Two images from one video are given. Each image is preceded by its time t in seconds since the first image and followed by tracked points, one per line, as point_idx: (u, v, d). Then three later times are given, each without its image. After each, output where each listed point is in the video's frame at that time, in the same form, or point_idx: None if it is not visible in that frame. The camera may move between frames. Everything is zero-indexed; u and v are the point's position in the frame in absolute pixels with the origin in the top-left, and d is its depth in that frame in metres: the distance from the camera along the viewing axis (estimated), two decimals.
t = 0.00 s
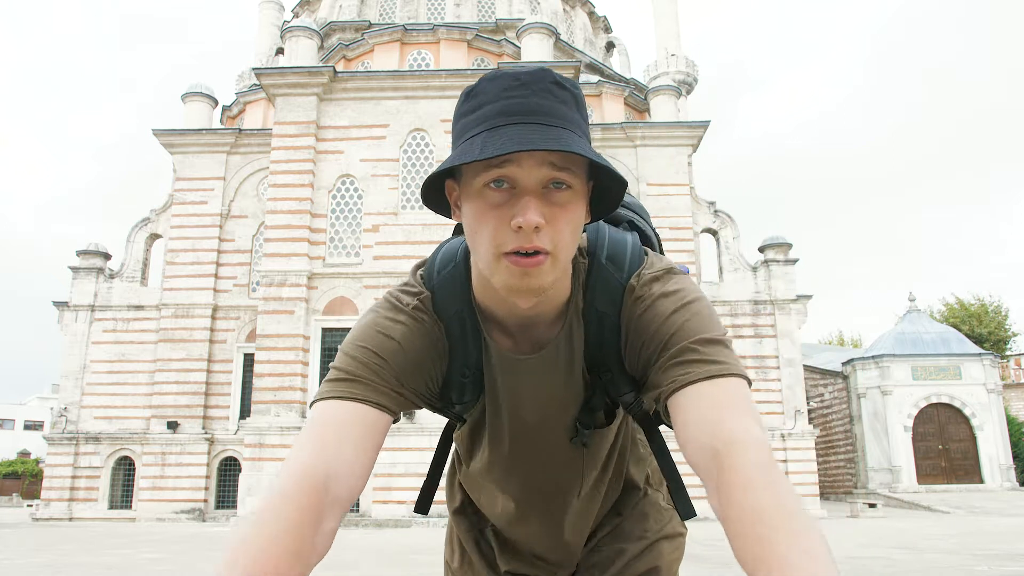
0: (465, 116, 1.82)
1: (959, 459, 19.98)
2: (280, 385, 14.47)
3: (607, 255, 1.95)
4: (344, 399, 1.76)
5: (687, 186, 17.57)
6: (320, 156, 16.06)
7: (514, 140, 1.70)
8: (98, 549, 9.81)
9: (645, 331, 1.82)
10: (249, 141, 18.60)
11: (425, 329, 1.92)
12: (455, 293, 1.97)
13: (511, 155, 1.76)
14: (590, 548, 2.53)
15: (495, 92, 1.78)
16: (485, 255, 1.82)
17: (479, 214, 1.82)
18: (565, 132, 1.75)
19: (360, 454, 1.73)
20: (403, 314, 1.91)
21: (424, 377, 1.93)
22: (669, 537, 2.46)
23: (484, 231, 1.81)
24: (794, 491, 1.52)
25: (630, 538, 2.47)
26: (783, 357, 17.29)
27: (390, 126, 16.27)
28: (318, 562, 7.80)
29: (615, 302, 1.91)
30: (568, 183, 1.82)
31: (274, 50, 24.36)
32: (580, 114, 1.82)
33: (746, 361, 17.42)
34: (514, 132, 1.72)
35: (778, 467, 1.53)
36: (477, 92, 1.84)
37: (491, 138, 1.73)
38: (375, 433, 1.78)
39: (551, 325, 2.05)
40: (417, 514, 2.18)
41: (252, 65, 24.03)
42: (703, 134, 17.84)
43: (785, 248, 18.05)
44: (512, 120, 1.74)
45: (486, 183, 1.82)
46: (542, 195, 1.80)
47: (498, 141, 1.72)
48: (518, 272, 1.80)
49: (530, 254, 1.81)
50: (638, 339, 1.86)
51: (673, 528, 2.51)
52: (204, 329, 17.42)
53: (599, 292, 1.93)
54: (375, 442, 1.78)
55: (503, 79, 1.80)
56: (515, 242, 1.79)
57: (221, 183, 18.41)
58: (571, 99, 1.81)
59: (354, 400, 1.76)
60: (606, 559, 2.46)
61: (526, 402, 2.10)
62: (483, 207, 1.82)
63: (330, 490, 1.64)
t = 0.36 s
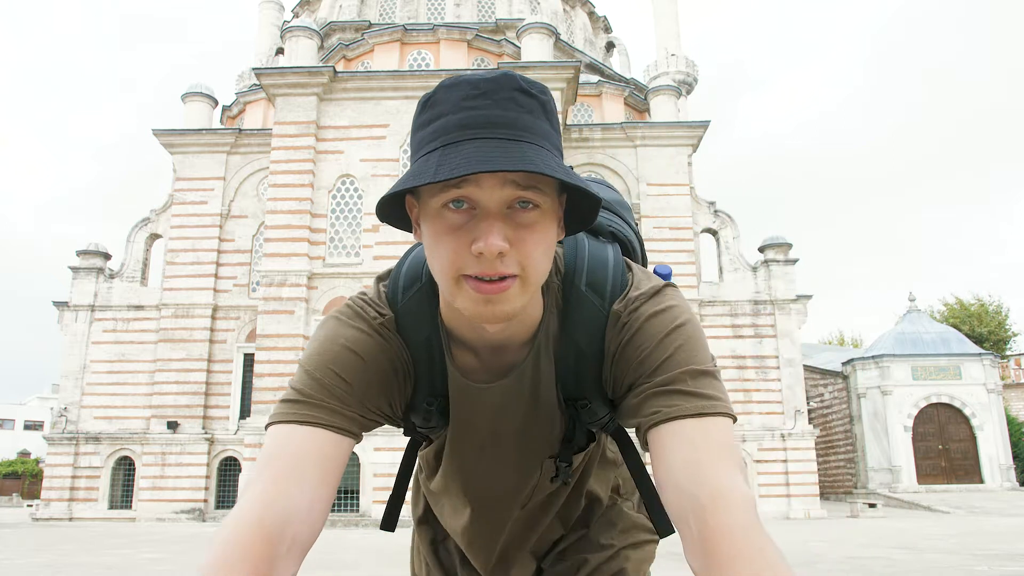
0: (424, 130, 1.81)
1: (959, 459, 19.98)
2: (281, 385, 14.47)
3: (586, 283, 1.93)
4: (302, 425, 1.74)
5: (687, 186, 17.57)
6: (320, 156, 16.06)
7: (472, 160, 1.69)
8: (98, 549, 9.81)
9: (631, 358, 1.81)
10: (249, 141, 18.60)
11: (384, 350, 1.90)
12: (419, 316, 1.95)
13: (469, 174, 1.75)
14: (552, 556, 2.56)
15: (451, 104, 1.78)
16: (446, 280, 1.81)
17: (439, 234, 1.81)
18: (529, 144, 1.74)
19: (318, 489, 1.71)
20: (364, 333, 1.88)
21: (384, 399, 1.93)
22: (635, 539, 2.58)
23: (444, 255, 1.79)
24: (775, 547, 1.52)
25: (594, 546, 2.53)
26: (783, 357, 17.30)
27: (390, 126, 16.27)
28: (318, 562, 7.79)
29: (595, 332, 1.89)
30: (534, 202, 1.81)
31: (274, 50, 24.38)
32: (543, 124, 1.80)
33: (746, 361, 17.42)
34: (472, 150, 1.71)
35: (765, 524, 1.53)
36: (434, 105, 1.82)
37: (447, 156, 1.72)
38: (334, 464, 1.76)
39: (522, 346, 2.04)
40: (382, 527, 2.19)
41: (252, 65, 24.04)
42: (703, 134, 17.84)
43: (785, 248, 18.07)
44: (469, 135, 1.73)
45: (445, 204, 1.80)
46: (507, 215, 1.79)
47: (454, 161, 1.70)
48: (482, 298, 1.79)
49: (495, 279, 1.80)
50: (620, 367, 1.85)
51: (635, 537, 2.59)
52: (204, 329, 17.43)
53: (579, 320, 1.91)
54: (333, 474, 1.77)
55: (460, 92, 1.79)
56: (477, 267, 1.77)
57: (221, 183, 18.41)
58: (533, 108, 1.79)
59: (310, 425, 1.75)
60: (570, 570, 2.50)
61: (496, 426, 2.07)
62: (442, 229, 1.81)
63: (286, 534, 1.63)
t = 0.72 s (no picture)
0: (417, 122, 1.81)
1: (959, 459, 19.98)
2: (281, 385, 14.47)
3: (589, 277, 1.94)
4: (289, 425, 1.75)
5: (687, 186, 17.57)
6: (320, 156, 16.06)
7: (465, 148, 1.69)
8: (98, 549, 9.81)
9: (632, 354, 1.81)
10: (249, 141, 18.61)
11: (372, 346, 1.90)
12: (411, 312, 1.97)
13: (465, 164, 1.75)
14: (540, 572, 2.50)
15: (441, 96, 1.78)
16: (443, 273, 1.81)
17: (435, 227, 1.81)
18: (525, 132, 1.74)
19: (304, 488, 1.71)
20: (350, 330, 1.88)
21: (375, 393, 1.93)
22: (631, 560, 2.48)
23: (442, 249, 1.80)
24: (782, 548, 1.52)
25: (585, 567, 2.43)
26: (783, 357, 17.29)
27: (390, 126, 16.27)
28: (318, 562, 7.79)
29: (598, 329, 1.90)
30: (530, 189, 1.81)
31: (274, 50, 24.38)
32: (537, 112, 1.80)
33: (746, 361, 17.42)
34: (465, 139, 1.71)
35: (771, 526, 1.54)
36: (422, 98, 1.82)
37: (441, 147, 1.72)
38: (322, 462, 1.77)
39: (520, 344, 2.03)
40: (367, 521, 2.20)
41: (252, 65, 24.04)
42: (703, 134, 17.83)
43: (785, 248, 18.07)
44: (463, 123, 1.73)
45: (440, 196, 1.81)
46: (504, 204, 1.79)
47: (449, 149, 1.70)
48: (481, 292, 1.80)
49: (495, 271, 1.80)
50: (621, 364, 1.85)
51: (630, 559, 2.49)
52: (204, 329, 17.43)
53: (581, 317, 1.91)
54: (321, 472, 1.77)
55: (449, 83, 1.78)
56: (474, 258, 1.78)
57: (221, 183, 18.41)
58: (524, 96, 1.79)
59: (296, 424, 1.75)
60: None
61: (494, 428, 2.05)
62: (438, 221, 1.81)
63: (271, 536, 1.63)
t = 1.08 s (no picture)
0: (419, 93, 1.81)
1: (959, 459, 19.98)
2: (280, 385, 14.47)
3: (590, 260, 1.95)
4: (282, 412, 1.75)
5: (687, 186, 17.57)
6: (320, 156, 16.05)
7: (468, 119, 1.68)
8: (98, 549, 9.80)
9: (635, 340, 1.81)
10: (249, 141, 18.61)
11: (366, 326, 1.91)
12: (406, 292, 2.00)
13: (467, 136, 1.75)
14: None
15: (444, 67, 1.77)
16: (443, 250, 1.81)
17: (434, 203, 1.82)
18: (528, 107, 1.74)
19: (298, 479, 1.71)
20: (344, 312, 1.89)
21: (370, 371, 1.93)
22: None
23: (443, 224, 1.80)
24: (781, 544, 1.52)
25: None
26: (783, 357, 17.30)
27: (390, 126, 16.26)
28: (318, 562, 7.79)
29: (599, 311, 1.89)
30: (533, 164, 1.81)
31: (274, 50, 24.37)
32: (540, 85, 1.80)
33: (746, 361, 17.43)
34: (470, 110, 1.70)
35: (769, 523, 1.53)
36: (425, 70, 1.82)
37: (443, 117, 1.72)
38: (315, 451, 1.76)
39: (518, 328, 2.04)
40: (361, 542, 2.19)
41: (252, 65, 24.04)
42: (703, 134, 17.83)
43: (785, 248, 18.07)
44: (467, 95, 1.72)
45: (442, 170, 1.81)
46: (506, 179, 1.79)
47: (452, 120, 1.70)
48: (480, 269, 1.79)
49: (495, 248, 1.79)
50: (624, 348, 1.85)
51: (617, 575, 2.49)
52: (204, 329, 17.43)
53: (581, 301, 1.92)
54: (315, 464, 1.76)
55: (452, 55, 1.78)
56: (474, 234, 1.78)
57: (222, 183, 18.41)
58: (528, 69, 1.79)
59: (286, 411, 1.75)
60: None
61: (491, 415, 2.05)
62: (440, 196, 1.82)
63: (266, 527, 1.62)
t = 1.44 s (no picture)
0: (395, 115, 1.80)
1: (959, 459, 19.97)
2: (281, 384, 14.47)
3: (573, 271, 1.94)
4: (270, 421, 1.74)
5: (687, 186, 17.58)
6: (320, 156, 16.05)
7: (446, 143, 1.68)
8: (98, 549, 9.81)
9: (618, 350, 1.80)
10: (249, 141, 18.61)
11: (351, 336, 1.90)
12: (389, 304, 1.99)
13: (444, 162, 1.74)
14: None
15: (421, 86, 1.77)
16: (424, 269, 1.80)
17: (414, 220, 1.80)
18: (504, 127, 1.73)
19: (289, 485, 1.70)
20: (330, 320, 1.89)
21: (354, 384, 1.92)
22: None
23: (422, 242, 1.79)
24: (765, 546, 1.51)
25: None
26: (783, 357, 17.29)
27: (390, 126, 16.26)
28: (318, 562, 7.79)
29: (583, 322, 1.89)
30: (512, 185, 1.80)
31: (274, 50, 24.39)
32: (517, 104, 1.79)
33: (746, 361, 17.43)
34: (445, 135, 1.70)
35: (752, 526, 1.52)
36: (400, 89, 1.81)
37: (420, 142, 1.71)
38: (306, 458, 1.76)
39: (502, 339, 2.03)
40: (346, 534, 2.16)
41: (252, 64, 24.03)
42: (703, 134, 17.83)
43: (785, 248, 18.07)
44: (441, 120, 1.72)
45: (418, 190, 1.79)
46: (485, 200, 1.78)
47: (429, 144, 1.69)
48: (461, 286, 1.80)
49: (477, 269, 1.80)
50: (607, 358, 1.85)
51: None
52: (204, 329, 17.44)
53: (564, 314, 1.91)
54: (306, 469, 1.76)
55: (428, 74, 1.77)
56: (455, 253, 1.77)
57: (221, 183, 18.40)
58: (505, 88, 1.78)
59: (275, 420, 1.75)
60: None
61: (476, 426, 2.04)
62: (419, 217, 1.80)
63: (259, 532, 1.62)
